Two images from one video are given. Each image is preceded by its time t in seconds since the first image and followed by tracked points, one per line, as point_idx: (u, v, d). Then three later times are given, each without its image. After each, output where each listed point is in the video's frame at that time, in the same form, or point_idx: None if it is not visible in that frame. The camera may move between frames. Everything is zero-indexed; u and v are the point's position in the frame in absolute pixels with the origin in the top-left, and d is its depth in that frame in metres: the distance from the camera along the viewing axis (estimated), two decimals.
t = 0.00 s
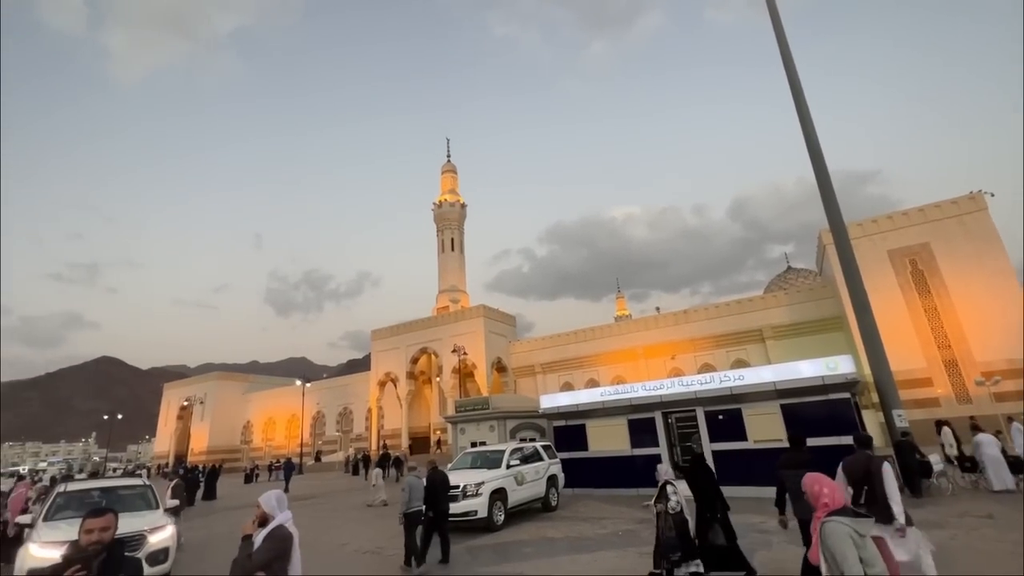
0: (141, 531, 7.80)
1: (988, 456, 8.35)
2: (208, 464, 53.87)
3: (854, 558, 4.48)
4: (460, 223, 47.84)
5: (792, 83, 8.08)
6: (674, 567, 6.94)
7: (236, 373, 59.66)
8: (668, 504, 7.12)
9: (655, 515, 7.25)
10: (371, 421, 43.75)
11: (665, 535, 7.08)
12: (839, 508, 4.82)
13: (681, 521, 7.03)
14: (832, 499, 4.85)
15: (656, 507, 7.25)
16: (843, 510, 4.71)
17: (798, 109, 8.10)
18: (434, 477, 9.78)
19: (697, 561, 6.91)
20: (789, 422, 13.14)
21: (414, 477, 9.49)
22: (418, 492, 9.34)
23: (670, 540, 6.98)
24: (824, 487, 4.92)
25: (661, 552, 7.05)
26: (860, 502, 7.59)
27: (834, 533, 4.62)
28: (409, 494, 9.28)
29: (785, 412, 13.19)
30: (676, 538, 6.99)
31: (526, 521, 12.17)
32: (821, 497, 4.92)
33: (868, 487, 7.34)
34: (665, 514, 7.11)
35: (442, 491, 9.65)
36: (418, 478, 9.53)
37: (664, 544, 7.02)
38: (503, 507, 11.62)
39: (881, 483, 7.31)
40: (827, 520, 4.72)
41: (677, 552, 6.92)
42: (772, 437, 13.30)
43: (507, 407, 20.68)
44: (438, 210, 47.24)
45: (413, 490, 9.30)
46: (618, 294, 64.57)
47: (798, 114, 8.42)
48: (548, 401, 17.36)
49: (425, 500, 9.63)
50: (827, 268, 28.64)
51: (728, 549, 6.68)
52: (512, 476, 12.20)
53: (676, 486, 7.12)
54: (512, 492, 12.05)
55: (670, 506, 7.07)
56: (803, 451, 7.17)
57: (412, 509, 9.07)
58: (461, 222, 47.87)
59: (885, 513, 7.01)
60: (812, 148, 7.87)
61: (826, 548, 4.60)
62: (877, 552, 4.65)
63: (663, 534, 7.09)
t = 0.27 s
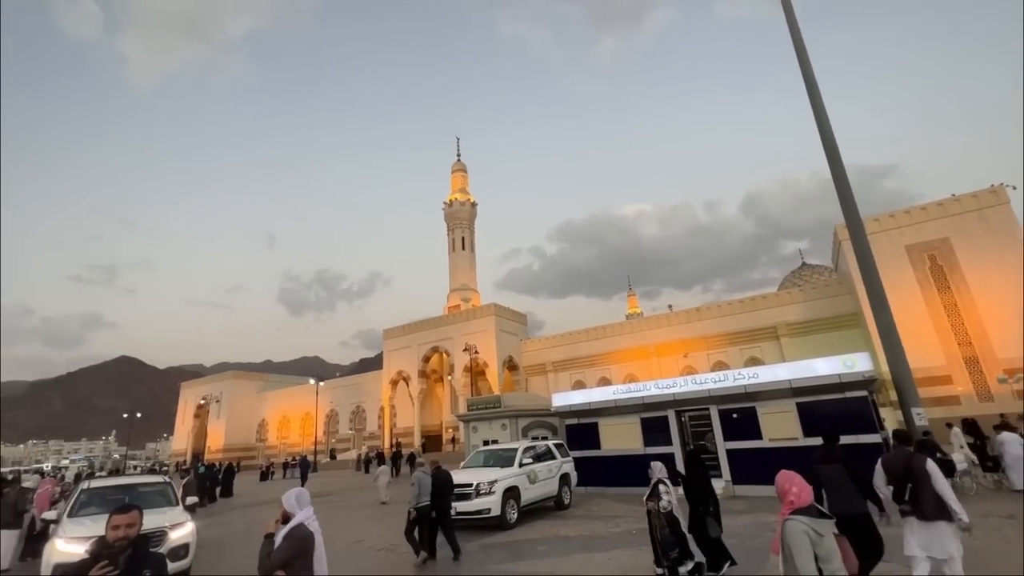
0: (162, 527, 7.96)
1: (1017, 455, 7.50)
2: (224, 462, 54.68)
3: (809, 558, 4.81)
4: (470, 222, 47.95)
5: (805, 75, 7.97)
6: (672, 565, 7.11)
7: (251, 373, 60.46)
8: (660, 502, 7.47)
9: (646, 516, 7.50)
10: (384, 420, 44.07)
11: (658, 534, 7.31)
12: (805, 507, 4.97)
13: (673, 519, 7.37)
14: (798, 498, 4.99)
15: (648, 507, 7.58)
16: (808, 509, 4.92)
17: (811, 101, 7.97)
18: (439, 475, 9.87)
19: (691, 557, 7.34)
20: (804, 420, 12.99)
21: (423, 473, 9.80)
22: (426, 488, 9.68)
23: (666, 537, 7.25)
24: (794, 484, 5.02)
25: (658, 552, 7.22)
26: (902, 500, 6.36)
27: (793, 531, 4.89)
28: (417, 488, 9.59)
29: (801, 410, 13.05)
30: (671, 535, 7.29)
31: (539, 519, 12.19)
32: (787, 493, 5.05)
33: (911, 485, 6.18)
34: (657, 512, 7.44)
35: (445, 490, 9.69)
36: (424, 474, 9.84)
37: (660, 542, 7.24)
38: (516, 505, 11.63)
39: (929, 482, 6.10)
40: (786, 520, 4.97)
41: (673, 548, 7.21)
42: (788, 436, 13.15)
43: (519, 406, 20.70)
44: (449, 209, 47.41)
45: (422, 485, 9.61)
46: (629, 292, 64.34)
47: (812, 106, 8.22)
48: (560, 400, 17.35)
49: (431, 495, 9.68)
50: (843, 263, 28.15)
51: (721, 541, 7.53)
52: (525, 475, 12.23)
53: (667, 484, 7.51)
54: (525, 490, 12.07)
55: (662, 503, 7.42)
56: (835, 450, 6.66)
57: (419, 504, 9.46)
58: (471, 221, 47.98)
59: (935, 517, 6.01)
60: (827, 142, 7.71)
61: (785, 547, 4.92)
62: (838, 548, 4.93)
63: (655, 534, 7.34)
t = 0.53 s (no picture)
0: (185, 523, 8.13)
1: None
2: (242, 460, 55.59)
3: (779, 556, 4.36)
4: (482, 220, 47.97)
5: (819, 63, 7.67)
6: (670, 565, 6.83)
7: (267, 372, 61.37)
8: (657, 501, 6.96)
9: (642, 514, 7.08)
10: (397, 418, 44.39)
11: (656, 532, 6.95)
12: (783, 503, 4.57)
13: (671, 518, 6.92)
14: (777, 494, 4.58)
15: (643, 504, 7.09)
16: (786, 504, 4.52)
17: (825, 91, 7.68)
18: (445, 472, 9.88)
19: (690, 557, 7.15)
20: (822, 420, 12.78)
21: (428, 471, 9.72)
22: (434, 486, 9.52)
23: (663, 536, 6.86)
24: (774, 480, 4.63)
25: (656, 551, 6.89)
26: (937, 496, 6.01)
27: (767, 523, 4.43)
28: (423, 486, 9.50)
29: (819, 409, 12.85)
30: (668, 534, 6.90)
31: (554, 518, 12.20)
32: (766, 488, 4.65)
33: (949, 481, 5.81)
34: (654, 511, 6.97)
35: (454, 486, 9.74)
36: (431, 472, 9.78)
37: (657, 542, 6.89)
38: (530, 503, 11.66)
39: (969, 477, 5.88)
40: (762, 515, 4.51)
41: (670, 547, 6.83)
42: (805, 435, 12.98)
43: (532, 404, 20.71)
44: (460, 208, 47.51)
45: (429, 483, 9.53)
46: (642, 289, 63.94)
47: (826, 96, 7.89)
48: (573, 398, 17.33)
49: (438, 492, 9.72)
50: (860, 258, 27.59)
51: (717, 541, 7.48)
52: (539, 473, 12.24)
53: (662, 483, 6.97)
54: (539, 488, 12.09)
55: (658, 502, 6.91)
56: (876, 443, 6.07)
57: (429, 501, 9.28)
58: (483, 220, 48.03)
59: (975, 511, 5.72)
60: (843, 134, 7.52)
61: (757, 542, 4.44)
62: (813, 542, 4.63)
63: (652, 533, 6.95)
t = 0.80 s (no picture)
0: (208, 518, 8.29)
1: None
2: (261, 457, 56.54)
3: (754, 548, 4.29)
4: (494, 219, 48.03)
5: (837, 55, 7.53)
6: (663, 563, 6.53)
7: (285, 371, 62.32)
8: (653, 498, 6.69)
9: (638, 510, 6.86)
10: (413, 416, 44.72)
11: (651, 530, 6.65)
12: (764, 501, 4.40)
13: (667, 516, 6.65)
14: (759, 492, 4.41)
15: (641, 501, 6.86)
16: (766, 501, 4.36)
17: (844, 81, 7.51)
18: (457, 470, 9.94)
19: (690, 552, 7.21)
20: (843, 418, 12.53)
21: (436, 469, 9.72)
22: (442, 484, 9.59)
23: (657, 532, 6.57)
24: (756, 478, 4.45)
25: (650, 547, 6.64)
26: (982, 496, 5.27)
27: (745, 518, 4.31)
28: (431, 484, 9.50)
29: (839, 407, 12.61)
30: (662, 531, 6.59)
31: (570, 516, 12.20)
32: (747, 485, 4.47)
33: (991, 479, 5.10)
34: (650, 508, 6.71)
35: (464, 485, 9.70)
36: (440, 470, 9.76)
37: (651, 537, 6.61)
38: (546, 501, 11.67)
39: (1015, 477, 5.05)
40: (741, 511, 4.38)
41: (663, 544, 6.53)
42: (826, 433, 12.76)
43: (547, 402, 20.70)
44: (473, 207, 47.61)
45: (437, 482, 9.54)
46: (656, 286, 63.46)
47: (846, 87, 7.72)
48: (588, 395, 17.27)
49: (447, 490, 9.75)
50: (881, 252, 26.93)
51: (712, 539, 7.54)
52: (555, 471, 12.23)
53: (660, 481, 6.68)
54: (555, 486, 12.09)
55: (654, 499, 6.65)
56: (924, 442, 5.49)
57: (435, 498, 9.44)
58: (496, 218, 48.09)
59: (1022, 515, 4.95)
60: (864, 126, 7.36)
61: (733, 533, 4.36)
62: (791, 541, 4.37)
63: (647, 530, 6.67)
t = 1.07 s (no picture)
0: (233, 514, 8.47)
1: None
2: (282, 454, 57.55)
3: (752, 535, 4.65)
4: (509, 217, 48.05)
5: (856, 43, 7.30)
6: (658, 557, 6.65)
7: (304, 370, 63.29)
8: (655, 493, 6.69)
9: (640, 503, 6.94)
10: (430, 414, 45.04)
11: (650, 524, 6.74)
12: (752, 491, 4.85)
13: (666, 512, 6.67)
14: (747, 483, 4.87)
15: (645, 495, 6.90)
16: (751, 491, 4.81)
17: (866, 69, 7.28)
18: (472, 466, 9.94)
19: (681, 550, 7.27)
20: (868, 415, 12.26)
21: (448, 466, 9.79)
22: (452, 482, 9.68)
23: (655, 527, 6.64)
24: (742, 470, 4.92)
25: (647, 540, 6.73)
26: None
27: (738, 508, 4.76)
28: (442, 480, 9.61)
29: (864, 403, 12.36)
30: (659, 527, 6.64)
31: (589, 513, 12.19)
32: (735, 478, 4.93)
33: None
34: (651, 503, 6.73)
35: (477, 481, 9.82)
36: (451, 467, 9.78)
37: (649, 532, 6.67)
38: (564, 498, 11.67)
39: None
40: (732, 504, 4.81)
41: (660, 540, 6.59)
42: (851, 430, 12.50)
43: (564, 400, 20.67)
44: (487, 205, 47.70)
45: (449, 478, 9.63)
46: (672, 283, 62.83)
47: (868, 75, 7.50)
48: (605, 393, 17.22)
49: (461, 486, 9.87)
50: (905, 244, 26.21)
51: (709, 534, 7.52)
52: (573, 469, 12.22)
53: (663, 478, 6.69)
54: (573, 483, 12.08)
55: (656, 495, 6.65)
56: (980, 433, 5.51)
57: (446, 495, 9.52)
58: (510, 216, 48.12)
59: None
60: (886, 116, 7.16)
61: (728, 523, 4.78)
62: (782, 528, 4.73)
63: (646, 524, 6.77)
